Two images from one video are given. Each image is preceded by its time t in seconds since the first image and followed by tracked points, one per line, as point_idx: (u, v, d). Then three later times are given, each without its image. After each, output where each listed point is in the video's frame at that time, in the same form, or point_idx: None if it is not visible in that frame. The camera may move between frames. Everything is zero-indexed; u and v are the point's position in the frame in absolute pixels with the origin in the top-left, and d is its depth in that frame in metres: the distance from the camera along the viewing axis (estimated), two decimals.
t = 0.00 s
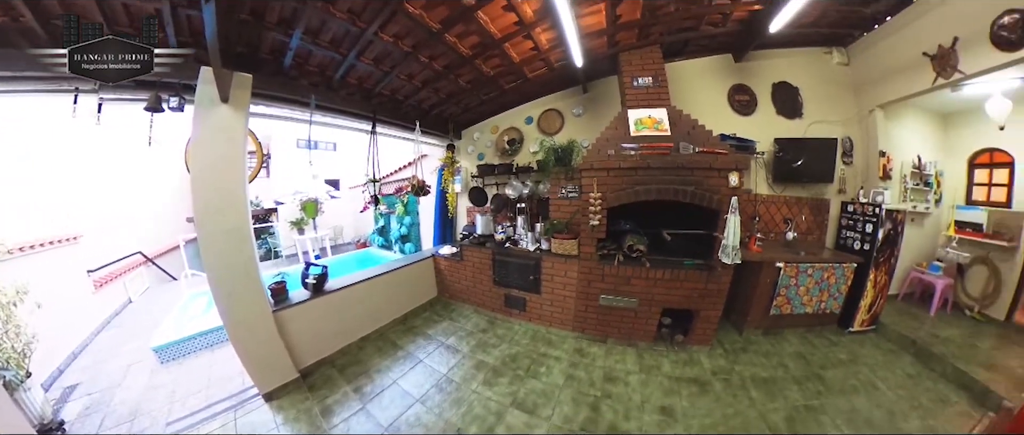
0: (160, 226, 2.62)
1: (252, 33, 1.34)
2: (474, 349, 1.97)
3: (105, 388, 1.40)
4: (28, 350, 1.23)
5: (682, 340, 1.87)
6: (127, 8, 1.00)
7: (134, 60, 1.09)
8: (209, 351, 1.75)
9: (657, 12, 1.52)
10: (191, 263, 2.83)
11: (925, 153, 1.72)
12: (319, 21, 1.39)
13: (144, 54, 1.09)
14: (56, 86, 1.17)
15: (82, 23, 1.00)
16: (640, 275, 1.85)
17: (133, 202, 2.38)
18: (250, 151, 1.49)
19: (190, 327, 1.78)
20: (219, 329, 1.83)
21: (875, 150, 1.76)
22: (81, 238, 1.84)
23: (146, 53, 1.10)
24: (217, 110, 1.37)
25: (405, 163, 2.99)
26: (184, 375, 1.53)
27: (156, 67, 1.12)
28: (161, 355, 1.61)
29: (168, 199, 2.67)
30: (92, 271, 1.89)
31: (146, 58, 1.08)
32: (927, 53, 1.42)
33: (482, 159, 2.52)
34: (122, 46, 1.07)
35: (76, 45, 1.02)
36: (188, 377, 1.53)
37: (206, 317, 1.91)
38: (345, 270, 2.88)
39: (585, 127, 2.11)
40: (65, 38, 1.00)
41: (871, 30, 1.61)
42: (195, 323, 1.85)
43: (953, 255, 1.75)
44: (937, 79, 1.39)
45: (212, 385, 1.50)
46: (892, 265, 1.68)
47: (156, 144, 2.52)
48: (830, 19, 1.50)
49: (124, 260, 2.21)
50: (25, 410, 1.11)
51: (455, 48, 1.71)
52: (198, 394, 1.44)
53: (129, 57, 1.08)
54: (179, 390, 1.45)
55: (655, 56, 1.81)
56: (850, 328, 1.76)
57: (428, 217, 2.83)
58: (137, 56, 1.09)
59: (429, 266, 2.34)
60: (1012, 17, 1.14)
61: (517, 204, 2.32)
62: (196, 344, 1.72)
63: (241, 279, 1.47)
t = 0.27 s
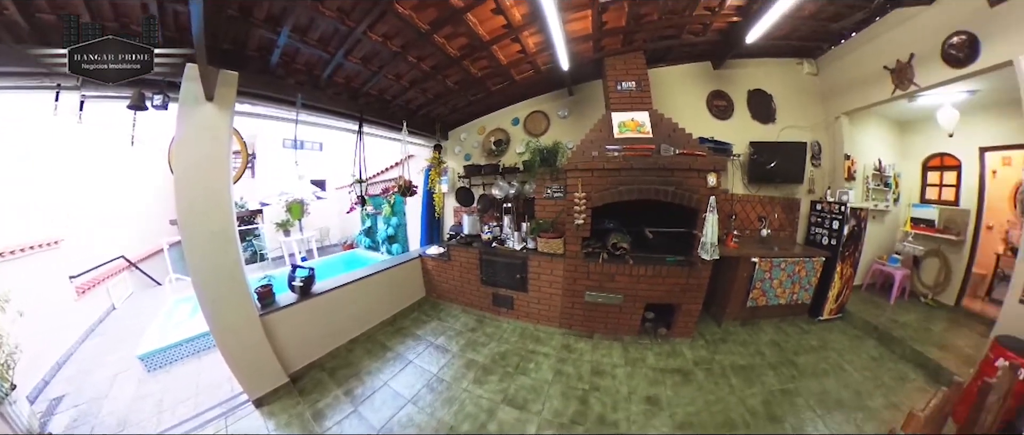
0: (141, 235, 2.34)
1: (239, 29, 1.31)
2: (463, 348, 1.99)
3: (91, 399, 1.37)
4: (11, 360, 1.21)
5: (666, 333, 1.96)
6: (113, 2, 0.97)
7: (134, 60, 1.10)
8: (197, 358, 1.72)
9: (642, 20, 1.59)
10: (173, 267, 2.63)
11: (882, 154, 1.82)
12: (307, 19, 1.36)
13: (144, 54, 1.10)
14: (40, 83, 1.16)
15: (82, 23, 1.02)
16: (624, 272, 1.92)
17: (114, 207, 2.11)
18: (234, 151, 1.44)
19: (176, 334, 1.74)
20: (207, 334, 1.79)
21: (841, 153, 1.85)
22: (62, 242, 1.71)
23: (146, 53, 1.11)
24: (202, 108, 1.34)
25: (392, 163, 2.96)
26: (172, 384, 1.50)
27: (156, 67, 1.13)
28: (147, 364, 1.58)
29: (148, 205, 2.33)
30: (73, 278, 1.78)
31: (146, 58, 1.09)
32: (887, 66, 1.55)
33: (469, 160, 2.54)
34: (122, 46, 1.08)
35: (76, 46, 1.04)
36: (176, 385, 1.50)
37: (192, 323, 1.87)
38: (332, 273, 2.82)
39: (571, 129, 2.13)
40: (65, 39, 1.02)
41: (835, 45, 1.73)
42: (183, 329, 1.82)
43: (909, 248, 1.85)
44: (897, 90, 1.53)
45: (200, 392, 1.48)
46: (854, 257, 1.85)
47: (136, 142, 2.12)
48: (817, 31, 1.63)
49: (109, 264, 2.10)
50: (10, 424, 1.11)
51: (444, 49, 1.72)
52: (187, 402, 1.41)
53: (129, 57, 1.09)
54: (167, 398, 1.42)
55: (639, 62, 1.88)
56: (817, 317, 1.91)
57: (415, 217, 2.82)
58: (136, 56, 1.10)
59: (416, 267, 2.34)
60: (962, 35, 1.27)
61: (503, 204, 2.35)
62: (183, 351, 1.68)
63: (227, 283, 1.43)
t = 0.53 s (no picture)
0: (127, 236, 2.08)
1: (226, 26, 1.28)
2: (453, 348, 2.00)
3: (79, 411, 1.30)
4: None
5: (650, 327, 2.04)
6: None
7: (134, 60, 1.06)
8: (184, 365, 1.66)
9: (627, 27, 1.66)
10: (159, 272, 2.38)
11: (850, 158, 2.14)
12: (296, 17, 1.34)
13: (144, 54, 1.06)
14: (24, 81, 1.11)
15: (83, 23, 1.00)
16: (608, 270, 2.00)
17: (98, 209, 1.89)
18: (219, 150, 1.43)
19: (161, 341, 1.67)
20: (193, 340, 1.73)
21: (810, 157, 2.03)
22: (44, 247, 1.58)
23: (147, 54, 1.07)
24: (186, 106, 1.33)
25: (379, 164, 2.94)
26: (162, 393, 1.45)
27: (156, 68, 1.09)
28: (135, 372, 1.51)
29: (133, 207, 2.06)
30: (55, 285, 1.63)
31: (146, 58, 1.05)
32: (853, 78, 1.67)
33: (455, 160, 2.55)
34: (122, 46, 1.04)
35: (76, 46, 1.00)
36: (170, 393, 1.45)
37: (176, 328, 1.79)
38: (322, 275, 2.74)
39: (558, 130, 2.21)
40: (65, 39, 0.99)
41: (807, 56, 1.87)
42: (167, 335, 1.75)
43: (873, 243, 2.23)
44: (862, 100, 1.65)
45: (191, 400, 1.44)
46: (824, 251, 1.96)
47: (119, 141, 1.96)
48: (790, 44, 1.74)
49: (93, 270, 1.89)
50: None
51: (432, 50, 1.73)
52: (177, 410, 1.37)
53: (129, 56, 1.05)
54: (157, 407, 1.37)
55: (624, 67, 1.95)
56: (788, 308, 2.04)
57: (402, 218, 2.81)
58: (137, 56, 1.06)
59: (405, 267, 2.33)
60: (921, 51, 1.38)
61: (490, 204, 2.37)
62: (170, 358, 1.62)
63: (214, 286, 1.42)
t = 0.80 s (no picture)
0: (103, 242, 1.99)
1: (211, 22, 1.24)
2: (443, 347, 2.01)
3: (63, 426, 1.25)
4: None
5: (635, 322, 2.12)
6: None
7: (135, 60, 1.08)
8: (169, 374, 1.63)
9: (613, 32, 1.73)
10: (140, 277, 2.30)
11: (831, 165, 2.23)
12: (284, 13, 1.31)
13: (144, 54, 1.09)
14: None
15: (83, 23, 1.01)
16: (594, 267, 2.06)
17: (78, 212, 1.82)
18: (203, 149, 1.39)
19: (144, 351, 1.63)
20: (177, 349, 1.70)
21: (785, 159, 2.08)
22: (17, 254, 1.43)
23: (147, 54, 1.10)
24: (169, 103, 1.29)
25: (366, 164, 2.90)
26: (149, 404, 1.42)
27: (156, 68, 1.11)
28: (117, 384, 1.47)
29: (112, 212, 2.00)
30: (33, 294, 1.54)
31: (147, 58, 1.07)
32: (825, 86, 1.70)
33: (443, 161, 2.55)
34: (122, 46, 1.06)
35: (76, 45, 1.01)
36: (159, 405, 1.43)
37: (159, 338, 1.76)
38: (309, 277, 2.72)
39: (544, 131, 2.20)
40: (65, 38, 1.00)
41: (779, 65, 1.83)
42: (151, 346, 1.72)
43: (843, 237, 2.44)
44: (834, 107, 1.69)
45: (180, 410, 1.41)
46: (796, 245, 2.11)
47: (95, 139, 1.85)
48: (765, 55, 1.76)
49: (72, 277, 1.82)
50: None
51: (421, 50, 1.72)
52: (166, 420, 1.35)
53: (129, 57, 1.07)
54: (146, 419, 1.35)
55: (609, 71, 2.01)
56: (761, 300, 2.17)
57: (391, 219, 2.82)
58: (137, 56, 1.08)
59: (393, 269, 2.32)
60: (888, 63, 1.42)
61: (477, 205, 2.39)
62: (154, 368, 1.59)
63: (198, 291, 1.39)
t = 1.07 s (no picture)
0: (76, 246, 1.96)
1: (196, 17, 1.21)
2: (433, 348, 2.02)
3: None
4: None
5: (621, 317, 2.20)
6: None
7: (135, 60, 1.04)
8: (153, 385, 1.55)
9: (599, 38, 1.79)
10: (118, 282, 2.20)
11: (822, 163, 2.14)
12: (272, 9, 1.28)
13: (144, 54, 1.05)
14: None
15: (83, 23, 0.99)
16: (580, 265, 2.12)
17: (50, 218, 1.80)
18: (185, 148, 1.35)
19: (125, 361, 1.55)
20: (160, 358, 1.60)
21: (762, 160, 2.07)
22: None
23: (146, 54, 1.06)
24: (149, 100, 1.25)
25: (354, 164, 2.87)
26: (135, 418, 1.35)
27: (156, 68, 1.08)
28: (99, 397, 1.39)
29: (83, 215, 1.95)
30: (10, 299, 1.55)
31: (147, 58, 1.04)
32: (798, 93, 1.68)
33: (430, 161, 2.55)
34: (122, 46, 1.03)
35: (75, 46, 0.99)
36: (144, 417, 1.37)
37: (140, 347, 1.68)
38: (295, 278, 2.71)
39: (532, 132, 2.22)
40: (65, 39, 0.98)
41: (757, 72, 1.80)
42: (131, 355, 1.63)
43: (815, 234, 2.47)
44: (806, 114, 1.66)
45: (168, 422, 1.36)
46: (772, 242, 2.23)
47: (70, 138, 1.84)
48: (743, 63, 1.78)
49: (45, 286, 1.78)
50: None
51: (410, 50, 1.72)
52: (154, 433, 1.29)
53: (129, 57, 1.03)
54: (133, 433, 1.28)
55: (594, 74, 2.04)
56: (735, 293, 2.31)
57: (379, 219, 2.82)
58: (136, 56, 1.04)
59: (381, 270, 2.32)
60: (858, 73, 1.42)
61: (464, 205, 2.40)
62: (137, 379, 1.51)
63: (181, 298, 1.34)
